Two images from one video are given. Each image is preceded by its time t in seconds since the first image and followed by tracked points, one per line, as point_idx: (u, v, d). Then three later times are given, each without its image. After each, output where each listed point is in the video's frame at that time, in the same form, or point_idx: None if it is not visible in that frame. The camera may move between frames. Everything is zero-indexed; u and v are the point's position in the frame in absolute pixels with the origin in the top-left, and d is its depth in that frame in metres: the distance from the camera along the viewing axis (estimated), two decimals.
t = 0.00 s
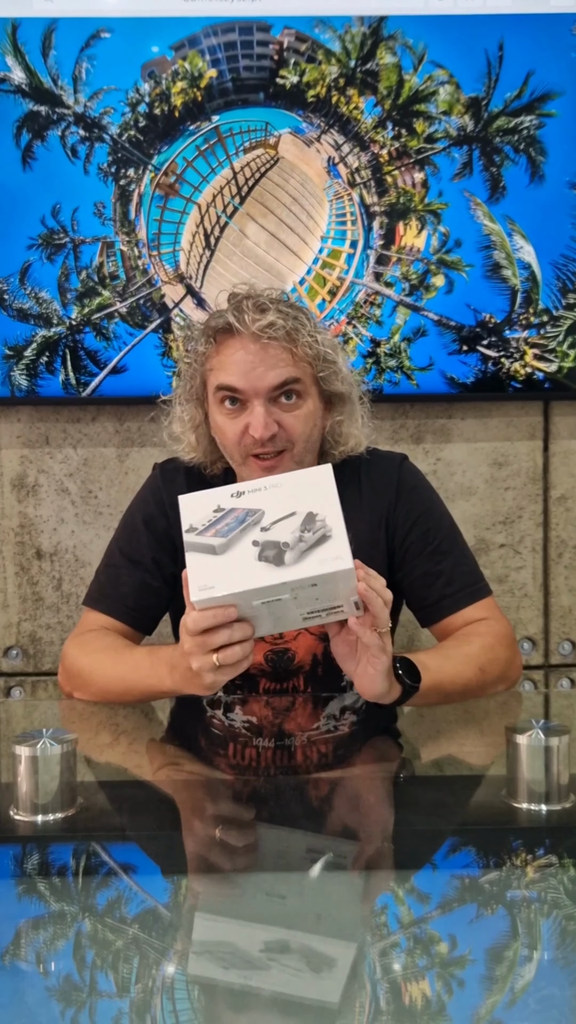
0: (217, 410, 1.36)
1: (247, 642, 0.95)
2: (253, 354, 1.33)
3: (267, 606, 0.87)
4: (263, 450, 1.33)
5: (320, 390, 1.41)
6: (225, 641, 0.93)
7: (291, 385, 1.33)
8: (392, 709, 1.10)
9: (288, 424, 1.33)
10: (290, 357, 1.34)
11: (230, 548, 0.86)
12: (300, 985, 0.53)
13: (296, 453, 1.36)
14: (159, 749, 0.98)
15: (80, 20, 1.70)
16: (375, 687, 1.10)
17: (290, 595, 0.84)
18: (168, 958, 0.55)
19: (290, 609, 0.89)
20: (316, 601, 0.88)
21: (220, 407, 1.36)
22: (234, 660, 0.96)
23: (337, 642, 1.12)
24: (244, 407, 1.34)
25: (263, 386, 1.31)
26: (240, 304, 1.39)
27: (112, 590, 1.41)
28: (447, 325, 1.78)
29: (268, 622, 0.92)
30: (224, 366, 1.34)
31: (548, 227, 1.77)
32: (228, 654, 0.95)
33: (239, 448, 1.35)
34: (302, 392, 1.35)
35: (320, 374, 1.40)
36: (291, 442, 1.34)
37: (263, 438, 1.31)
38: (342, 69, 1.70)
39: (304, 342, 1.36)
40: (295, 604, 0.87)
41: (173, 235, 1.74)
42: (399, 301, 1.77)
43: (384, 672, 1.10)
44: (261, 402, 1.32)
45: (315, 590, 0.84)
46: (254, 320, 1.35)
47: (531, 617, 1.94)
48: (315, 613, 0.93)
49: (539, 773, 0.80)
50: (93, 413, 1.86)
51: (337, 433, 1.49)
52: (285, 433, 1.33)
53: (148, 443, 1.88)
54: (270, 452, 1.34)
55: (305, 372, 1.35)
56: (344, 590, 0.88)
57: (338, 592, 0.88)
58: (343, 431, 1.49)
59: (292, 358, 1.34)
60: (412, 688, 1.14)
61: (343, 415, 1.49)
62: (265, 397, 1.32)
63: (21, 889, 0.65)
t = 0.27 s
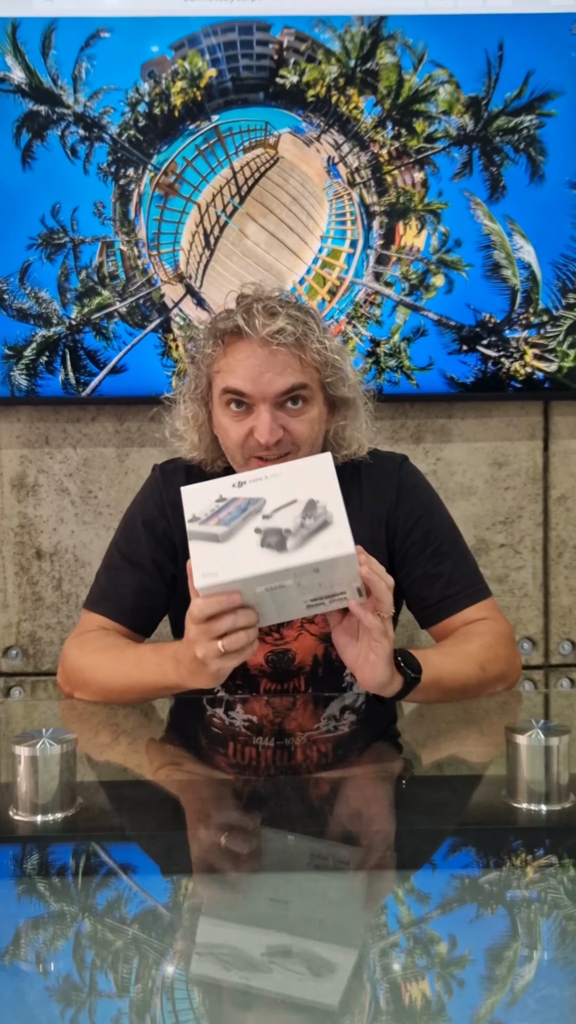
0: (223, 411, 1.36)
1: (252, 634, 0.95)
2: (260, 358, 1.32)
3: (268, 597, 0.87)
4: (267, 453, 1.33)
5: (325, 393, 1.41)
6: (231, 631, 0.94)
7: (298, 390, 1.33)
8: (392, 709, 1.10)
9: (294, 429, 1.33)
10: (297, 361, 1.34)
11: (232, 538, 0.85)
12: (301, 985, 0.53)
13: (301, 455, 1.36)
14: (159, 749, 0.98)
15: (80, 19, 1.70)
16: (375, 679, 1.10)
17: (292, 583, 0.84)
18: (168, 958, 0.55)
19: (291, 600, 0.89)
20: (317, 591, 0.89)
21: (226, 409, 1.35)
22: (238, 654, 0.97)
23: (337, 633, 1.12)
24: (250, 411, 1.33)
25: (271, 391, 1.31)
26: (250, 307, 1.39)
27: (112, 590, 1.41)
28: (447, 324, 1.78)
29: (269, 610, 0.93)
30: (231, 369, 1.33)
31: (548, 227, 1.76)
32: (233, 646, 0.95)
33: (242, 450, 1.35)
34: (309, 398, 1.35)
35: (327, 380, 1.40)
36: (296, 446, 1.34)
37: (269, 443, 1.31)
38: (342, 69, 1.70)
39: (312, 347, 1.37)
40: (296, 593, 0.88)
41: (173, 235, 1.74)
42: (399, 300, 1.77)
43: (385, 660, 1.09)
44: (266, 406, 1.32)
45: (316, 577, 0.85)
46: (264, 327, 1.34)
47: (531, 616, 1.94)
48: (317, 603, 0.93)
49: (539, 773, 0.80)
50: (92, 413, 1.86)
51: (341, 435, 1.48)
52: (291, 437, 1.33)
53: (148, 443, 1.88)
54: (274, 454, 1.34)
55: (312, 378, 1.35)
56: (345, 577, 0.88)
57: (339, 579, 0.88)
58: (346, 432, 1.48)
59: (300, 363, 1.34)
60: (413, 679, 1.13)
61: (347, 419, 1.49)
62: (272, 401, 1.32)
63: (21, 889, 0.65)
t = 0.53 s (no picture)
0: (224, 406, 1.35)
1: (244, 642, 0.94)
2: (262, 351, 1.32)
3: (256, 600, 0.81)
4: (268, 447, 1.33)
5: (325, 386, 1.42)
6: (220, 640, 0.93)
7: (298, 387, 1.33)
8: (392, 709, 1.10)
9: (296, 424, 1.33)
10: (299, 355, 1.34)
11: (236, 622, 0.82)
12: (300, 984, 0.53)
13: (302, 451, 1.35)
14: (158, 749, 0.98)
15: (80, 18, 1.69)
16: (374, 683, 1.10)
17: (275, 565, 0.80)
18: (167, 958, 0.55)
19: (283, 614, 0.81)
20: (309, 595, 0.80)
21: (227, 403, 1.35)
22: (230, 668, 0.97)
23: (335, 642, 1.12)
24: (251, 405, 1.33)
25: (273, 384, 1.31)
26: (253, 299, 1.39)
27: (111, 590, 1.41)
28: (447, 324, 1.77)
29: (266, 648, 0.82)
30: (232, 362, 1.33)
31: (548, 227, 1.76)
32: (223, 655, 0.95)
33: (242, 444, 1.34)
34: (310, 392, 1.35)
35: (328, 375, 1.41)
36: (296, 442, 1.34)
37: (270, 436, 1.31)
38: (342, 68, 1.70)
39: (314, 342, 1.37)
40: (285, 598, 0.81)
41: (173, 234, 1.74)
42: (399, 300, 1.77)
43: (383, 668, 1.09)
44: (268, 399, 1.32)
45: (300, 558, 0.80)
46: (268, 319, 1.35)
47: (531, 616, 1.94)
48: (319, 637, 0.81)
49: (539, 773, 0.80)
50: (92, 412, 1.86)
51: (340, 434, 1.49)
52: (291, 432, 1.33)
53: (147, 442, 1.88)
54: (274, 449, 1.34)
55: (314, 371, 1.36)
56: (336, 571, 0.80)
57: (333, 579, 0.81)
58: (345, 431, 1.49)
59: (303, 357, 1.34)
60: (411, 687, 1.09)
61: (346, 415, 1.50)
62: (274, 395, 1.32)
63: (20, 889, 0.65)
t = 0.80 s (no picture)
0: (225, 400, 1.36)
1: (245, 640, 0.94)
2: (264, 342, 1.33)
3: (260, 652, 0.84)
4: (271, 440, 1.33)
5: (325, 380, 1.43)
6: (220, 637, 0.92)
7: (299, 379, 1.33)
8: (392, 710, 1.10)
9: (297, 417, 1.33)
10: (301, 347, 1.35)
11: (236, 664, 0.85)
12: (300, 985, 0.53)
13: (304, 446, 1.35)
14: (158, 750, 0.98)
15: (80, 18, 1.69)
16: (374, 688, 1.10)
17: (284, 620, 0.83)
18: (167, 959, 0.55)
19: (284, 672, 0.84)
20: (312, 655, 0.84)
21: (228, 398, 1.35)
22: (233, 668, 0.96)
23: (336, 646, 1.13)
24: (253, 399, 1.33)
25: (275, 376, 1.31)
26: (255, 295, 1.40)
27: (110, 590, 1.41)
28: (447, 323, 1.77)
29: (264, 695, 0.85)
30: (235, 355, 1.34)
31: (548, 227, 1.76)
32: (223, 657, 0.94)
33: (244, 439, 1.34)
34: (311, 386, 1.36)
35: (328, 370, 1.42)
36: (298, 435, 1.34)
37: (273, 427, 1.31)
38: (343, 68, 1.70)
39: (315, 335, 1.38)
40: (289, 655, 0.84)
41: (173, 234, 1.74)
42: (400, 299, 1.76)
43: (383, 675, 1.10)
44: (270, 391, 1.32)
45: (309, 618, 0.83)
46: (270, 312, 1.36)
47: (531, 616, 1.93)
48: (318, 695, 0.86)
49: (540, 773, 0.80)
50: (92, 412, 1.86)
51: (339, 433, 1.50)
52: (293, 425, 1.33)
53: (147, 442, 1.88)
54: (277, 443, 1.34)
55: (314, 365, 1.37)
56: (341, 638, 0.84)
57: (338, 645, 0.84)
58: (345, 430, 1.49)
59: (304, 349, 1.35)
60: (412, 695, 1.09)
61: (346, 413, 1.51)
62: (276, 388, 1.32)
63: (20, 890, 0.65)
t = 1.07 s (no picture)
0: (232, 398, 1.35)
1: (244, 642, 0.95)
2: (272, 339, 1.34)
3: (256, 616, 0.81)
4: (280, 436, 1.32)
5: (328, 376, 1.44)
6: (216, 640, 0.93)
7: (308, 376, 1.33)
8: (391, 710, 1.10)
9: (305, 414, 1.33)
10: (308, 345, 1.35)
11: (234, 633, 0.82)
12: (299, 985, 0.53)
13: (311, 444, 1.34)
14: (157, 750, 0.98)
15: (80, 18, 1.69)
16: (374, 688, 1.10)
17: (273, 578, 0.80)
18: (167, 959, 0.55)
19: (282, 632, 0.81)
20: (307, 611, 0.81)
21: (236, 396, 1.34)
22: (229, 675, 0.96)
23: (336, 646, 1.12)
24: (262, 396, 1.33)
25: (285, 374, 1.31)
26: (264, 293, 1.41)
27: (109, 590, 1.41)
28: (447, 324, 1.77)
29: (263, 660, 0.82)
30: (244, 352, 1.34)
31: (548, 227, 1.76)
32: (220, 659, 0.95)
33: (253, 437, 1.33)
34: (319, 384, 1.36)
35: (335, 368, 1.44)
36: (306, 433, 1.33)
37: (283, 423, 1.30)
38: (342, 68, 1.70)
39: (320, 334, 1.39)
40: (284, 614, 0.81)
41: (173, 234, 1.74)
42: (399, 299, 1.76)
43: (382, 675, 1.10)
44: (279, 388, 1.32)
45: (298, 572, 0.80)
46: (280, 309, 1.37)
47: (531, 616, 1.93)
48: (318, 652, 0.82)
49: (539, 773, 0.80)
50: (92, 412, 1.86)
51: (341, 433, 1.50)
52: (302, 423, 1.33)
53: (147, 442, 1.88)
54: (286, 440, 1.33)
55: (321, 363, 1.37)
56: (333, 588, 0.81)
57: (331, 595, 0.81)
58: (346, 431, 1.50)
59: (311, 347, 1.36)
60: (412, 688, 1.09)
61: (347, 414, 1.52)
62: (285, 386, 1.32)
63: (19, 890, 0.65)
